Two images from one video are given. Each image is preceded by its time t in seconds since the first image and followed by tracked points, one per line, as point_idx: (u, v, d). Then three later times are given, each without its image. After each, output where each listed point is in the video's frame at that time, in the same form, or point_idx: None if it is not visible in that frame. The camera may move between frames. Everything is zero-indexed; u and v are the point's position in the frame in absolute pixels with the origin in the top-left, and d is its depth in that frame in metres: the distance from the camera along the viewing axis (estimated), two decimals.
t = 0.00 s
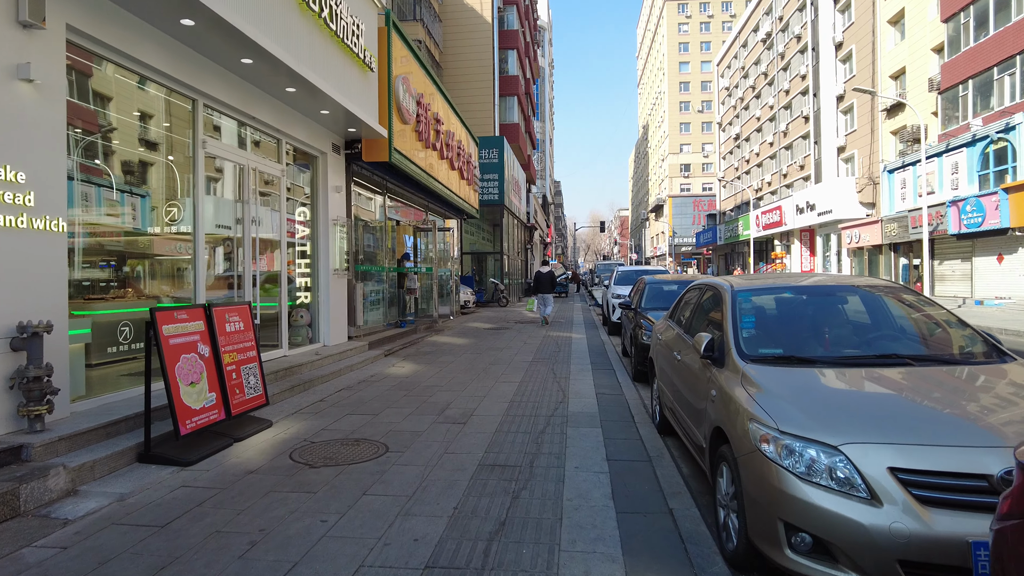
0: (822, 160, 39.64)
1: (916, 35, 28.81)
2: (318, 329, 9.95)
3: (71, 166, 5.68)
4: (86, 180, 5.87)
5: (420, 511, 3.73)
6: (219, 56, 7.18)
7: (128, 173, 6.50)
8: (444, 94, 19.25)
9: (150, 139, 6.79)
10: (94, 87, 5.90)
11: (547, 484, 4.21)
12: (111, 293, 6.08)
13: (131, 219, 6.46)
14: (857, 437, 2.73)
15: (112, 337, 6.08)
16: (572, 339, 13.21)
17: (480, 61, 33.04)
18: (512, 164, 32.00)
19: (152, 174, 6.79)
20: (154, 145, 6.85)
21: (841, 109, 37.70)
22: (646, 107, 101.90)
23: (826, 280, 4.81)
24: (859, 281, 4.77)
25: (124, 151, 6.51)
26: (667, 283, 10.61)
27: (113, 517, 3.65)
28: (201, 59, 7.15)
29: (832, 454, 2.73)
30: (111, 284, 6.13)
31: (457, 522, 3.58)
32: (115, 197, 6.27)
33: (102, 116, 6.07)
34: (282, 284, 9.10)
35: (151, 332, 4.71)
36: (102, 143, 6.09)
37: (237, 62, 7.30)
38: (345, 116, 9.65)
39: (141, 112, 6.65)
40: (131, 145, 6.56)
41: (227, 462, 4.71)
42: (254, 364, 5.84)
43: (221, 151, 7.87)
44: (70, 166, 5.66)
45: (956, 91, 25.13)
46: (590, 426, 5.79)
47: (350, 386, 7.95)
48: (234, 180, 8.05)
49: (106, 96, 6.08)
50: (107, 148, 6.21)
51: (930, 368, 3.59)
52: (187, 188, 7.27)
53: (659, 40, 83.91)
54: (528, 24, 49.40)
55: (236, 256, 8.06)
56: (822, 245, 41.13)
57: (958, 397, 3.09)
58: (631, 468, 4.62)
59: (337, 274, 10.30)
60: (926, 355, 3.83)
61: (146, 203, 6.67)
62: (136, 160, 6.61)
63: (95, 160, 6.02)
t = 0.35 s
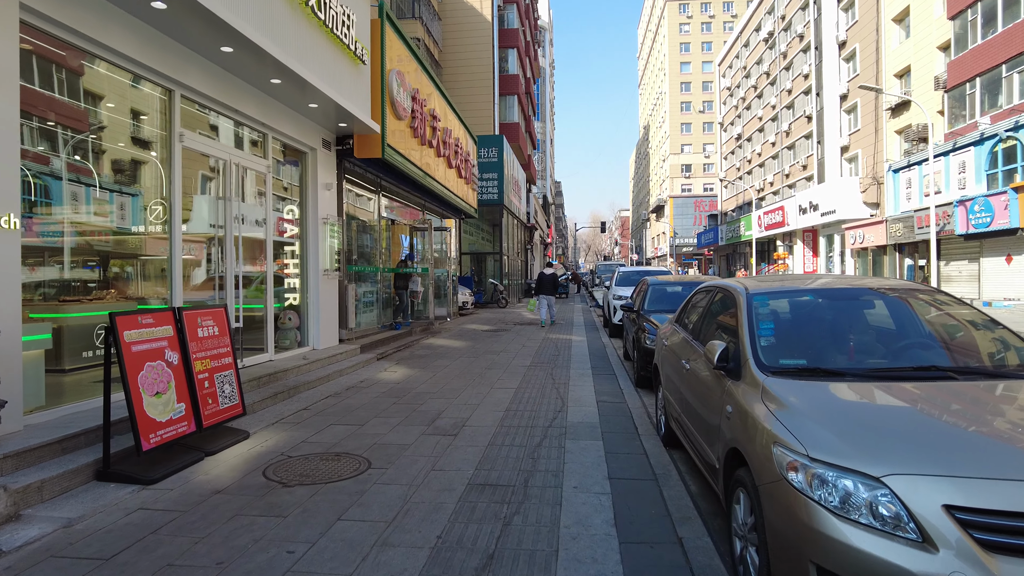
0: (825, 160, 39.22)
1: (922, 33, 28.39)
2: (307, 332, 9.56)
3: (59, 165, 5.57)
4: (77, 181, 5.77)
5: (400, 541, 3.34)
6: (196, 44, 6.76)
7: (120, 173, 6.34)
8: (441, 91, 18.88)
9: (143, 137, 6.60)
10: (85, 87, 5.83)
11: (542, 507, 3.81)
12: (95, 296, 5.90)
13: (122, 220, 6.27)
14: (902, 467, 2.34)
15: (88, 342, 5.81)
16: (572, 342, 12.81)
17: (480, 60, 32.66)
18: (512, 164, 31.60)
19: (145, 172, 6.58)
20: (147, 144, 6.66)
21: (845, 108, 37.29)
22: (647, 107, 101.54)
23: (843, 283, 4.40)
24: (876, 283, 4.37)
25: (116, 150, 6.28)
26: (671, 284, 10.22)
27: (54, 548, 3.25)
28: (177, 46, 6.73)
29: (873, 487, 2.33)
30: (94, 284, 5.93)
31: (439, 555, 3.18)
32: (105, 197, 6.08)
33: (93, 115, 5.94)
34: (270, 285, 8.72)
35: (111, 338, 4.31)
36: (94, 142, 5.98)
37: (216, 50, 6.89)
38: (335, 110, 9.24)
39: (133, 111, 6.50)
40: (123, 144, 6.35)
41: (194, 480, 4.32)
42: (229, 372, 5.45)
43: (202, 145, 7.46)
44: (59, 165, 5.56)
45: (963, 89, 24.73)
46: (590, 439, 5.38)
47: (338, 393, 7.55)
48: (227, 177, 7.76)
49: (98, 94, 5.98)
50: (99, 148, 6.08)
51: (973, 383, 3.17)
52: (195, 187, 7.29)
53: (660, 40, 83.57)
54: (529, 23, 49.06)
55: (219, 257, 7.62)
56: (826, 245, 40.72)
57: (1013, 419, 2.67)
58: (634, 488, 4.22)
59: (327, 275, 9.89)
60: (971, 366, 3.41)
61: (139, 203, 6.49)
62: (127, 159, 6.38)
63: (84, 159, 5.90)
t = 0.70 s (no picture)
0: (827, 158, 38.78)
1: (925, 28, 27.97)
2: (292, 336, 9.16)
3: (43, 165, 5.51)
4: (61, 181, 5.69)
5: None
6: (166, 30, 6.34)
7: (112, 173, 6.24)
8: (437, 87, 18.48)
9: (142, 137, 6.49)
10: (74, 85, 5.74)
11: (529, 538, 3.39)
12: (66, 300, 5.66)
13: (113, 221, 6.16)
14: (957, 514, 1.93)
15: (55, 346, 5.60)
16: (570, 344, 12.39)
17: (478, 57, 32.25)
18: (511, 162, 31.19)
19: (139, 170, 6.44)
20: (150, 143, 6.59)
21: (848, 105, 36.87)
22: (647, 106, 101.08)
23: (859, 283, 3.97)
24: (895, 282, 3.93)
25: (104, 148, 6.13)
26: (672, 284, 9.81)
27: None
28: (145, 32, 6.30)
29: (923, 537, 1.93)
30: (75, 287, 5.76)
31: None
32: (91, 197, 5.94)
33: (81, 114, 5.84)
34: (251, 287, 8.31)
35: (54, 348, 3.87)
36: (79, 141, 5.85)
37: (187, 36, 6.46)
38: (320, 103, 8.83)
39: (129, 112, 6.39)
40: (113, 144, 6.21)
41: (146, 505, 3.90)
42: (195, 382, 5.02)
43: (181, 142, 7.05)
44: (42, 166, 5.49)
45: (968, 84, 24.31)
46: (585, 454, 4.96)
47: (321, 401, 7.14)
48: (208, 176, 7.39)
49: (86, 94, 5.88)
50: (87, 146, 5.95)
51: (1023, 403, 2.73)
52: (189, 185, 7.17)
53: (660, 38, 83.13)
54: (528, 21, 48.68)
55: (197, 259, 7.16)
56: (828, 244, 40.29)
57: None
58: (634, 513, 3.80)
59: (313, 277, 9.47)
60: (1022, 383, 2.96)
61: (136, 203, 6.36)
62: (118, 158, 6.23)
63: (67, 159, 5.76)
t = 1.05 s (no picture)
0: (833, 156, 38.25)
1: (934, 23, 27.47)
2: (281, 336, 8.77)
3: (31, 162, 5.23)
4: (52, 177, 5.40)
5: None
6: (139, 10, 5.91)
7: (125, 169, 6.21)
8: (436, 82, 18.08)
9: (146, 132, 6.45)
10: (65, 80, 5.51)
11: (527, 567, 2.99)
12: (46, 298, 5.30)
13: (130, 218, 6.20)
14: None
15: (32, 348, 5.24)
16: (573, 345, 11.97)
17: (478, 54, 31.79)
18: (512, 160, 30.76)
19: (150, 166, 6.53)
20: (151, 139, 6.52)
21: (854, 102, 36.36)
22: (650, 106, 100.47)
23: (893, 279, 3.49)
24: (939, 276, 3.47)
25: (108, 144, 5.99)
26: (679, 282, 9.38)
27: None
28: (116, 11, 5.84)
29: None
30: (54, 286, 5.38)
31: None
32: (85, 194, 5.69)
33: (72, 109, 5.61)
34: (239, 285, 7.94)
35: None
36: (72, 136, 5.59)
37: (162, 16, 6.04)
38: (310, 92, 8.42)
39: (135, 107, 6.38)
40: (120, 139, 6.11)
41: (101, 525, 3.51)
42: (166, 387, 4.62)
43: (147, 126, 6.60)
44: (29, 162, 5.20)
45: (979, 79, 23.82)
46: (589, 468, 4.54)
47: (308, 406, 6.73)
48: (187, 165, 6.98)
49: (80, 89, 5.70)
50: (82, 142, 5.73)
51: None
52: (188, 180, 7.01)
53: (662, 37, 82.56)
54: (530, 18, 48.16)
55: (175, 256, 6.76)
56: (834, 243, 39.81)
57: None
58: (644, 537, 3.38)
59: (304, 275, 9.06)
60: None
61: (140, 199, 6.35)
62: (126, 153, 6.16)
63: (64, 155, 5.51)
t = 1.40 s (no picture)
0: (838, 156, 37.83)
1: (942, 21, 27.04)
2: (269, 339, 8.38)
3: (19, 160, 5.02)
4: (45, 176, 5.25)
5: None
6: None
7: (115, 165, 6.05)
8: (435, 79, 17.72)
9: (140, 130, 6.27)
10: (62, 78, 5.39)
11: None
12: (24, 300, 5.04)
13: (117, 217, 5.99)
14: None
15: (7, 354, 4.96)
16: (575, 348, 11.58)
17: (479, 52, 31.42)
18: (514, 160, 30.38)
19: (145, 164, 6.32)
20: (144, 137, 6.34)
21: (859, 101, 35.93)
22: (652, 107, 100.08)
23: (934, 283, 3.06)
24: (991, 281, 3.03)
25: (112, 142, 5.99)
26: (685, 285, 8.99)
27: None
28: None
29: None
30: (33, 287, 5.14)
31: None
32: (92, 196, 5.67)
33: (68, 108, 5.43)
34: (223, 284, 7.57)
35: None
36: (64, 134, 5.39)
37: None
38: (299, 85, 8.03)
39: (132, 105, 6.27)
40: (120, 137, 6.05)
41: (42, 559, 3.12)
42: (131, 399, 4.22)
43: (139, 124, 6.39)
44: (18, 160, 5.01)
45: (989, 77, 23.38)
46: (593, 489, 4.15)
47: (293, 416, 6.35)
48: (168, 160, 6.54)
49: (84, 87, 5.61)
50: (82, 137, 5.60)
51: None
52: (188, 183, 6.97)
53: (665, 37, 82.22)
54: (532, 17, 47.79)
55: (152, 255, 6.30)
56: (839, 244, 39.38)
57: None
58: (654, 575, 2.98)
59: (293, 276, 8.66)
60: None
61: (134, 199, 6.18)
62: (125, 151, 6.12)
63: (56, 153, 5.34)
